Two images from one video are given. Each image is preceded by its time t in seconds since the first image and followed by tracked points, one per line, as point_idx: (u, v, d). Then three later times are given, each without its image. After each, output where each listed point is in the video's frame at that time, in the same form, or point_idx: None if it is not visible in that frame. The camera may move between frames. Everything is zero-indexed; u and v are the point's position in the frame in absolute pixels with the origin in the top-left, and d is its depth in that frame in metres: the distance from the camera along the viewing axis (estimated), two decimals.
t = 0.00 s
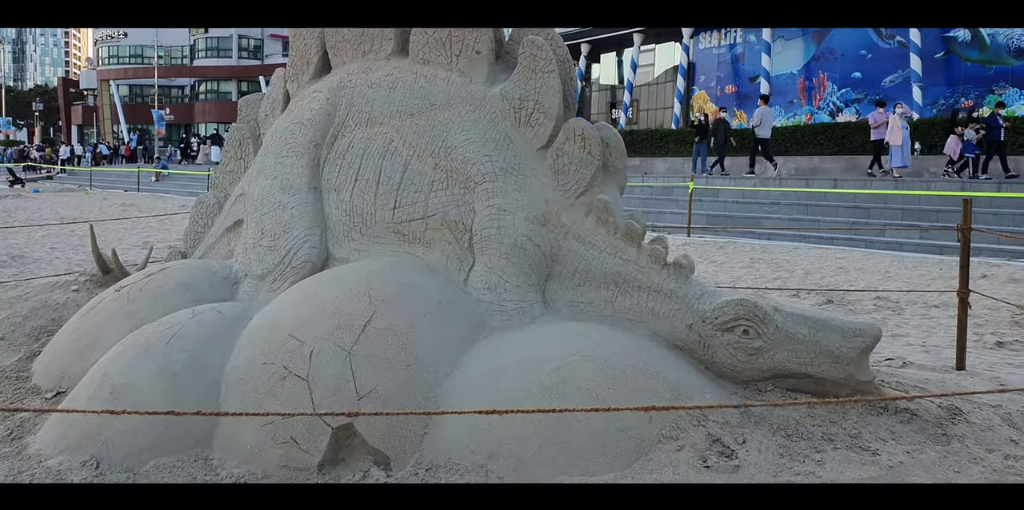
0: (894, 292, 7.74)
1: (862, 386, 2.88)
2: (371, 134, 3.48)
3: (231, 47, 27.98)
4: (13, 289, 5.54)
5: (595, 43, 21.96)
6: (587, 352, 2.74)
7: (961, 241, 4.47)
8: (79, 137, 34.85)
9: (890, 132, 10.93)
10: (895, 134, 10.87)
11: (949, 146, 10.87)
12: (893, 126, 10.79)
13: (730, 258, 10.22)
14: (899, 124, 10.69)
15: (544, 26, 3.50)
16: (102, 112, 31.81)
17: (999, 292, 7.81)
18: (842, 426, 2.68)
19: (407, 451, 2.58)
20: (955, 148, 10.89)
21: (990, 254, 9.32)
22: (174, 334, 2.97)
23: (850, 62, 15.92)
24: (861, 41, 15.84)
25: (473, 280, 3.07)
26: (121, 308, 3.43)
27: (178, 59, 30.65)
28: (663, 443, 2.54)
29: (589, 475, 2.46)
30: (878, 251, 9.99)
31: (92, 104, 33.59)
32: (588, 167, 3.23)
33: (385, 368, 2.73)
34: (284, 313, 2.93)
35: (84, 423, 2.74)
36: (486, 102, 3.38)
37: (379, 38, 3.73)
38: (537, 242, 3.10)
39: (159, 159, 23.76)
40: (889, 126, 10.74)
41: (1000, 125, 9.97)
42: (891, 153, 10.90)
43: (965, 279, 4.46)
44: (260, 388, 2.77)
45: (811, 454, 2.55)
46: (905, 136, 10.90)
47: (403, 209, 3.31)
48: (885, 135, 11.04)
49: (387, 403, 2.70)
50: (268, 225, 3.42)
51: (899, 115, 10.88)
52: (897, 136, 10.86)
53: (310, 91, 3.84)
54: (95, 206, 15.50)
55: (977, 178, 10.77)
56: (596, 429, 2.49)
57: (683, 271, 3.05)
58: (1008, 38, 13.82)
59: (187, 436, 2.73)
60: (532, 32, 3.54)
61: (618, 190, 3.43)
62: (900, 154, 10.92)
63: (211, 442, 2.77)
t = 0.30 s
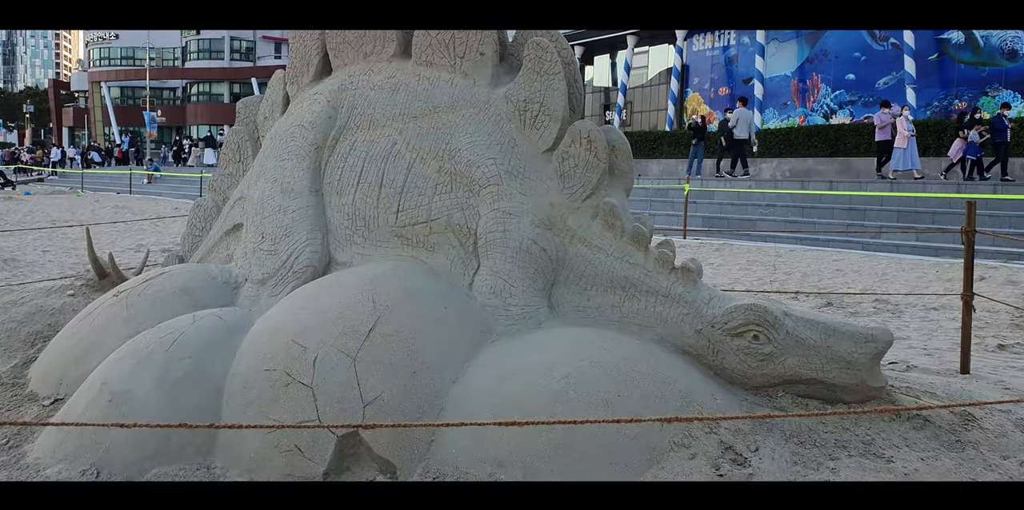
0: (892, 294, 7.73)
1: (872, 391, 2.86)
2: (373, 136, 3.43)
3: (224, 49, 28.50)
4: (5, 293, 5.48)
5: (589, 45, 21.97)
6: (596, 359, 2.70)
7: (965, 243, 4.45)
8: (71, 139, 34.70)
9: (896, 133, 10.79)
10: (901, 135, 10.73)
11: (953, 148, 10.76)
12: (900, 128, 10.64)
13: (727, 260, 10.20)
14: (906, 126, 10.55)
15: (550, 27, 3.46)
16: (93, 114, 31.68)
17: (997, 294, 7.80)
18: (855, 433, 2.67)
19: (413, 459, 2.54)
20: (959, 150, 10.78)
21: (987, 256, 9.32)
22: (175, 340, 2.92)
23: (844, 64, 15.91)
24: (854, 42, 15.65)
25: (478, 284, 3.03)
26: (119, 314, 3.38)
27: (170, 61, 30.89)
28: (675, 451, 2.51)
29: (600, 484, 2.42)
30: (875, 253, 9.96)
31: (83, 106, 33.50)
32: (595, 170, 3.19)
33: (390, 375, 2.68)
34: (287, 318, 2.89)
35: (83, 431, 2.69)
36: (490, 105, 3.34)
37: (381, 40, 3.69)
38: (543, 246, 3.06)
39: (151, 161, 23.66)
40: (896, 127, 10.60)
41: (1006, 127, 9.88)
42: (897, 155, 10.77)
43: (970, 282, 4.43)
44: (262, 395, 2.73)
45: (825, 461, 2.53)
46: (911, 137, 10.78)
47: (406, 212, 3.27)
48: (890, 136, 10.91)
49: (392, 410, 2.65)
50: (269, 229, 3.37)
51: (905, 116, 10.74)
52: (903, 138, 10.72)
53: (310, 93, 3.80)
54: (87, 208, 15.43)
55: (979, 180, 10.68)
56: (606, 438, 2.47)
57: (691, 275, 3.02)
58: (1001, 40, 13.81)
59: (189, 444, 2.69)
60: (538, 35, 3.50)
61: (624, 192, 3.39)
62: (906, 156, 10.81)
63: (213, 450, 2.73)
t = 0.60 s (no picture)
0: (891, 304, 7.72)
1: (881, 403, 2.87)
2: (377, 145, 3.41)
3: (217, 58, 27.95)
4: None
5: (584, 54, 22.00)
6: (605, 370, 2.67)
7: (968, 254, 4.44)
8: (62, 147, 34.48)
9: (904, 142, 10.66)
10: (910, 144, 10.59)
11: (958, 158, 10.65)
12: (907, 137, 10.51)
13: (725, 269, 10.19)
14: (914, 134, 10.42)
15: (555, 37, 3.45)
16: (86, 121, 31.49)
17: (996, 304, 7.80)
18: (867, 446, 2.68)
19: (420, 473, 2.51)
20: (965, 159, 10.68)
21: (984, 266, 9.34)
22: (176, 352, 2.87)
23: (838, 73, 15.95)
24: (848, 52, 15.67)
25: (484, 295, 2.99)
26: (119, 325, 3.33)
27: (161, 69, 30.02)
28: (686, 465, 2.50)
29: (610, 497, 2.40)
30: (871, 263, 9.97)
31: (76, 113, 33.30)
32: (601, 180, 3.17)
33: (396, 387, 2.64)
34: (291, 329, 2.86)
35: (83, 445, 2.64)
36: (495, 114, 3.32)
37: (386, 49, 3.68)
38: (549, 256, 3.03)
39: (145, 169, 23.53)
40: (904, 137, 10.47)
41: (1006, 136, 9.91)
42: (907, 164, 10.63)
43: (973, 293, 4.42)
44: (266, 407, 2.69)
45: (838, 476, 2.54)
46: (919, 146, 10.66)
47: (410, 222, 3.23)
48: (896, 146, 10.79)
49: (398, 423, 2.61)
50: (271, 239, 3.33)
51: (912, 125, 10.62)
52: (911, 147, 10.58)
53: (312, 102, 3.77)
54: (80, 217, 15.29)
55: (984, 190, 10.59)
56: (617, 451, 2.46)
57: (699, 286, 3.01)
58: (994, 50, 13.80)
59: (191, 457, 2.65)
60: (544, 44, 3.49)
61: (629, 202, 3.38)
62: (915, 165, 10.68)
63: (216, 463, 2.69)
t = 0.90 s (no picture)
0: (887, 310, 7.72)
1: (888, 409, 2.86)
2: (379, 148, 3.39)
3: (211, 60, 27.80)
4: None
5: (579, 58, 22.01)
6: (612, 376, 2.66)
7: (968, 259, 4.43)
8: (54, 148, 34.29)
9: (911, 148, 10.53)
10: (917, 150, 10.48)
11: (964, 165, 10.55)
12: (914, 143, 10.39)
13: (721, 274, 10.19)
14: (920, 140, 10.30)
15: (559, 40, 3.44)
16: (79, 123, 31.35)
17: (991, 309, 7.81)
18: (874, 453, 2.69)
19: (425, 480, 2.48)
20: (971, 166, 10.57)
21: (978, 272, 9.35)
22: (176, 356, 2.84)
23: (832, 79, 16.05)
24: (842, 58, 15.77)
25: (487, 299, 2.97)
26: (118, 328, 3.29)
27: (155, 70, 30.29)
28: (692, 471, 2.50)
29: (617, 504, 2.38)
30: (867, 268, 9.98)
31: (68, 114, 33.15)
32: (606, 184, 3.15)
33: (400, 392, 2.62)
34: (293, 332, 2.83)
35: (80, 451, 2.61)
36: (499, 117, 3.30)
37: (388, 51, 3.66)
38: (552, 261, 3.01)
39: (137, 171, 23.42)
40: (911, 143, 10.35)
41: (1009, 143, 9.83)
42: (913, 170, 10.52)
43: (973, 299, 4.41)
44: (268, 412, 2.66)
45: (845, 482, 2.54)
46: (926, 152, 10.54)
47: (412, 225, 3.21)
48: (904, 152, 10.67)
49: (400, 430, 2.58)
50: (272, 242, 3.31)
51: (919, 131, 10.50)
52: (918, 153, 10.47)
53: (313, 104, 3.75)
54: (72, 219, 15.20)
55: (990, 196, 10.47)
56: (622, 457, 2.45)
57: (704, 290, 3.00)
58: (988, 57, 13.96)
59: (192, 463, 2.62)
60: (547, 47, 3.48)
61: (634, 206, 3.36)
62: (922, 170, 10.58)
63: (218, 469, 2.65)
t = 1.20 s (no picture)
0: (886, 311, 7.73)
1: (897, 412, 2.86)
2: (385, 149, 3.37)
3: (207, 59, 27.58)
4: None
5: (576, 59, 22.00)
6: (622, 378, 2.65)
7: (972, 261, 4.44)
8: (49, 148, 34.13)
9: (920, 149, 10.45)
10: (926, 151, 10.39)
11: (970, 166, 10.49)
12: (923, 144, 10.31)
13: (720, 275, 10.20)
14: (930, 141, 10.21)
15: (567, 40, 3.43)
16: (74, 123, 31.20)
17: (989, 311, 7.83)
18: (885, 456, 2.73)
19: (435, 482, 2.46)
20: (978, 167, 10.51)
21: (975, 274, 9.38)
22: (182, 357, 2.82)
23: (830, 80, 15.98)
24: (840, 59, 15.81)
25: (494, 301, 2.96)
26: (122, 330, 3.27)
27: (150, 70, 29.78)
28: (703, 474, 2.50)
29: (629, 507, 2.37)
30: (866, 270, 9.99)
31: (63, 114, 32.99)
32: (614, 185, 3.14)
33: (408, 395, 2.61)
34: (301, 333, 2.82)
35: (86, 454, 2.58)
36: (506, 118, 3.29)
37: (393, 51, 3.63)
38: (560, 262, 2.99)
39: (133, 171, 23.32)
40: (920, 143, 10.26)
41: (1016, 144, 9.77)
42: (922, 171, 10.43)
43: (977, 300, 4.41)
44: (275, 414, 2.65)
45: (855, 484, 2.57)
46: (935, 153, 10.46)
47: (418, 226, 3.20)
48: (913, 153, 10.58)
49: (409, 432, 2.57)
50: (277, 243, 3.29)
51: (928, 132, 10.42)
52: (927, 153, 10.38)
53: (318, 105, 3.73)
54: (68, 219, 15.11)
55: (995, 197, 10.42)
56: (633, 459, 2.43)
57: (712, 293, 2.99)
58: (984, 59, 13.89)
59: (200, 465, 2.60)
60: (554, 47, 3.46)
61: (641, 208, 3.35)
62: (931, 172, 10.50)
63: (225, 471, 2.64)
